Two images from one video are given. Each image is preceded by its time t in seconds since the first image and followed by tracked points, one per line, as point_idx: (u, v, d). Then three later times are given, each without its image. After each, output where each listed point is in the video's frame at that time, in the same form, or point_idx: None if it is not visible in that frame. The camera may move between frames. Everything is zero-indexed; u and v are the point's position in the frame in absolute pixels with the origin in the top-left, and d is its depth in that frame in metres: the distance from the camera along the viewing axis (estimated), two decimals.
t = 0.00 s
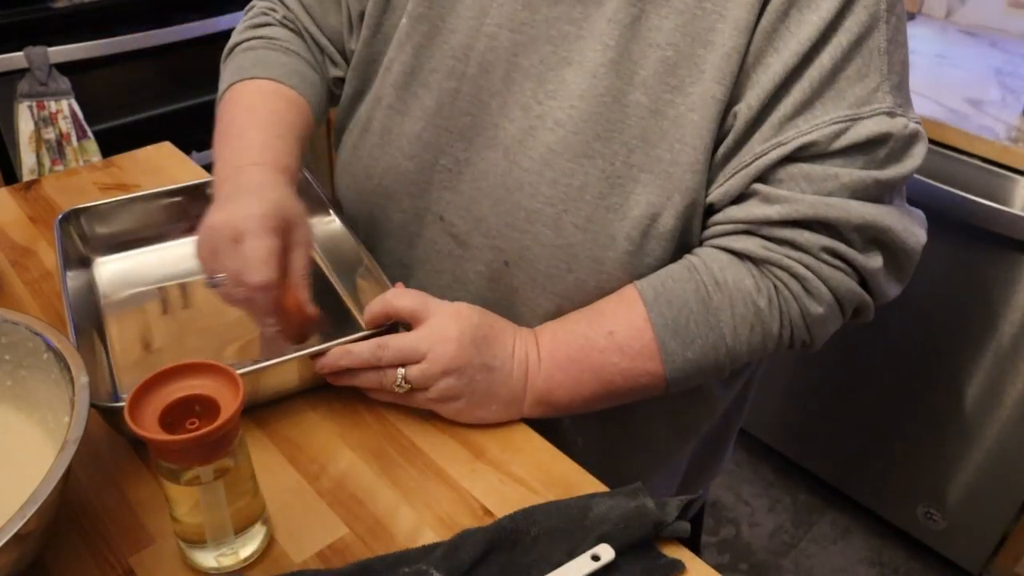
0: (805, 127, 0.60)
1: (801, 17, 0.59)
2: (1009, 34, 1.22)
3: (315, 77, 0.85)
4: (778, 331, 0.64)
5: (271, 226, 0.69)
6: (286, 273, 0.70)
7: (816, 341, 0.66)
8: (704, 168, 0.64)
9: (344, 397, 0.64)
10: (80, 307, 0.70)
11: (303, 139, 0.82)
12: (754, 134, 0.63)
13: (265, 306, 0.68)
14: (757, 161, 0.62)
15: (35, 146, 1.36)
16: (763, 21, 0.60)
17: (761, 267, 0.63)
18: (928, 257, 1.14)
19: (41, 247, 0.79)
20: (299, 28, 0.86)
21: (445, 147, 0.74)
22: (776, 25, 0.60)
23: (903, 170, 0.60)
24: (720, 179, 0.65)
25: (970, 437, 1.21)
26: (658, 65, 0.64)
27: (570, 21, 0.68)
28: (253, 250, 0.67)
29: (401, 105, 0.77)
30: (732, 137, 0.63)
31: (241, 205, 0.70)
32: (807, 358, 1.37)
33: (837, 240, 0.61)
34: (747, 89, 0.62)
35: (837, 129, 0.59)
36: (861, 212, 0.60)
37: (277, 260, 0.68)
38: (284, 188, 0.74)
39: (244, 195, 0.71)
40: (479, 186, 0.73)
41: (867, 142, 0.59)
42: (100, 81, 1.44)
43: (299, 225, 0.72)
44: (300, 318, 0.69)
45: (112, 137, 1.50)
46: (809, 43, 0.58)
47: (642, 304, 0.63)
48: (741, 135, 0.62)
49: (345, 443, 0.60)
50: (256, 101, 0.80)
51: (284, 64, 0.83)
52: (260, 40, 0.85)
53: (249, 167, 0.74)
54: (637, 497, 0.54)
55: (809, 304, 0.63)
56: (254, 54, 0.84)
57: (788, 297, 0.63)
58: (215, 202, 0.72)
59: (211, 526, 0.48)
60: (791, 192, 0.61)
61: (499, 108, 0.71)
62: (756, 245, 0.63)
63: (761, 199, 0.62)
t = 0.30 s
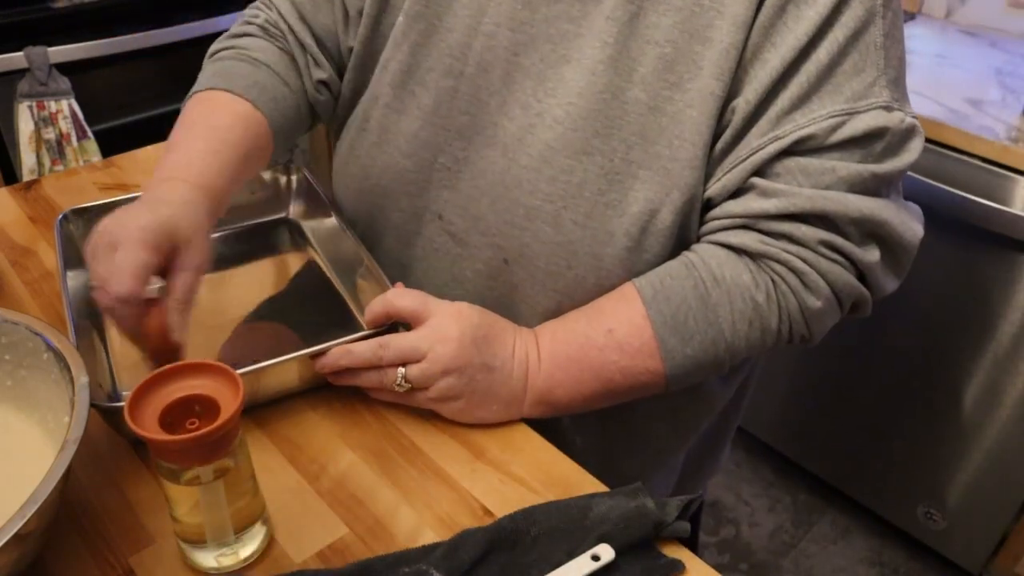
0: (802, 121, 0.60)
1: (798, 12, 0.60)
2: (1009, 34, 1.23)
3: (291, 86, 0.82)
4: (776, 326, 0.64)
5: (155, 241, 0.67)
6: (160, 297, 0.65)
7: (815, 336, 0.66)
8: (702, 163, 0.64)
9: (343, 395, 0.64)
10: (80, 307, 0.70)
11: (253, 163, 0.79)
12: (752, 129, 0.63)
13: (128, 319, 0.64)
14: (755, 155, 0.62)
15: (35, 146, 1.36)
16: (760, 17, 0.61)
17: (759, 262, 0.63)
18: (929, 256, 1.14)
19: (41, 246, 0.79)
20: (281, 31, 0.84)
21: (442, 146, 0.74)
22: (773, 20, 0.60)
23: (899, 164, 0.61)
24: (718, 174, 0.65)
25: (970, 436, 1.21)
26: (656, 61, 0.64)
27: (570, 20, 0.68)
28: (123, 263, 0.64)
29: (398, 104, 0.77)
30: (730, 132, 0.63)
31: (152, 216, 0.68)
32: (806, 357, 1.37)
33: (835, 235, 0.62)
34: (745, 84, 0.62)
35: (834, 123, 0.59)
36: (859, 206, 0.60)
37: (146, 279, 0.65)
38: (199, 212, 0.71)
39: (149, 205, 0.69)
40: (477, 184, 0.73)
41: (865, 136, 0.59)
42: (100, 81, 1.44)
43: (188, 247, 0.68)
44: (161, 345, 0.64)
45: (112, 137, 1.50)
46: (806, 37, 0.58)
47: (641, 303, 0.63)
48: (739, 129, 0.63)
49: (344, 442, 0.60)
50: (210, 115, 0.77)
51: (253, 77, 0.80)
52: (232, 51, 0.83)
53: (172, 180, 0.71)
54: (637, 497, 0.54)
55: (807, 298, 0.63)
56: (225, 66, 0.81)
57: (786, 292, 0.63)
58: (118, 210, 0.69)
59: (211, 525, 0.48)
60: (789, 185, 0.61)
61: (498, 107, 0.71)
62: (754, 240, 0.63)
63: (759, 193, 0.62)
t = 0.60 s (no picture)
0: (800, 120, 0.60)
1: (795, 11, 0.60)
2: (1009, 35, 1.24)
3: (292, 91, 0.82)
4: (776, 324, 0.64)
5: (139, 245, 0.66)
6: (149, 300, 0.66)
7: (814, 334, 0.66)
8: (700, 162, 0.64)
9: (342, 395, 0.64)
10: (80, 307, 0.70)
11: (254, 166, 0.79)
12: (750, 127, 0.63)
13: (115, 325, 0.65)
14: (752, 153, 0.62)
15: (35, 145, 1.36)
16: (757, 16, 0.61)
17: (758, 260, 0.63)
18: (929, 256, 1.14)
19: (41, 246, 0.79)
20: (279, 36, 0.84)
21: (441, 146, 0.74)
22: (770, 19, 0.60)
23: (896, 162, 0.61)
24: (716, 172, 0.65)
25: (970, 436, 1.21)
26: (654, 60, 0.64)
27: (569, 20, 0.68)
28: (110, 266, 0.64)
29: (396, 103, 0.76)
30: (728, 130, 0.63)
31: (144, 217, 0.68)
32: (806, 357, 1.37)
33: (833, 232, 0.62)
34: (743, 82, 0.62)
35: (831, 121, 0.59)
36: (857, 204, 0.60)
37: (132, 280, 0.65)
38: (194, 215, 0.71)
39: (143, 208, 0.69)
40: (475, 183, 0.73)
41: (862, 134, 0.59)
42: (99, 81, 1.44)
43: (179, 251, 0.68)
44: (142, 347, 0.64)
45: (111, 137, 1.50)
46: (803, 36, 0.58)
47: (640, 303, 0.63)
48: (737, 127, 0.63)
49: (343, 441, 0.60)
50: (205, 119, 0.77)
51: (253, 82, 0.80)
52: (231, 55, 0.82)
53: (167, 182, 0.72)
54: (637, 498, 0.54)
55: (806, 296, 0.63)
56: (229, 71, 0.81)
57: (784, 290, 0.63)
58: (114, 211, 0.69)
59: (211, 524, 0.48)
60: (786, 183, 0.61)
61: (496, 107, 0.71)
62: (752, 238, 0.63)
63: (756, 190, 0.62)
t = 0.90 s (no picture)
0: (800, 121, 0.60)
1: (795, 13, 0.60)
2: (1009, 36, 1.24)
3: (308, 86, 0.85)
4: (776, 324, 0.64)
5: (219, 233, 0.66)
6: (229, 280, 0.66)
7: (814, 334, 0.66)
8: (701, 163, 0.64)
9: (342, 395, 0.64)
10: (80, 307, 0.70)
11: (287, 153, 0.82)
12: (750, 128, 0.63)
13: (193, 313, 0.65)
14: (753, 154, 0.62)
15: (35, 145, 1.35)
16: (757, 18, 0.61)
17: (757, 260, 0.63)
18: (929, 256, 1.14)
19: (41, 247, 0.79)
20: (293, 32, 0.85)
21: (440, 146, 0.74)
22: (771, 21, 0.60)
23: (897, 163, 0.61)
24: (716, 173, 0.65)
25: (970, 436, 1.21)
26: (654, 62, 0.64)
27: (569, 21, 0.68)
28: (195, 253, 0.64)
29: (397, 103, 0.77)
30: (729, 132, 0.63)
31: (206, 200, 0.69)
32: (805, 357, 1.37)
33: (832, 233, 0.62)
34: (744, 84, 0.62)
35: (831, 122, 0.59)
36: (857, 205, 0.60)
37: (216, 267, 0.65)
38: (253, 198, 0.72)
39: (212, 194, 0.70)
40: (474, 184, 0.73)
41: (861, 135, 0.59)
42: (99, 81, 1.44)
43: (251, 234, 0.69)
44: (225, 331, 0.66)
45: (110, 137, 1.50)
46: (804, 38, 0.59)
47: (640, 303, 0.63)
48: (737, 129, 0.62)
49: (343, 442, 0.60)
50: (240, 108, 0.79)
51: (282, 73, 0.83)
52: (254, 44, 0.84)
53: (219, 168, 0.73)
54: (637, 497, 0.54)
55: (806, 296, 0.63)
56: (251, 60, 0.83)
57: (784, 290, 0.63)
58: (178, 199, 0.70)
59: (211, 524, 0.48)
60: (786, 184, 0.61)
61: (496, 107, 0.71)
62: (752, 238, 0.63)
63: (756, 191, 0.62)
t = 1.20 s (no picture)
0: (801, 122, 0.60)
1: (796, 14, 0.60)
2: (1009, 36, 1.24)
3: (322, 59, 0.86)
4: (775, 324, 0.64)
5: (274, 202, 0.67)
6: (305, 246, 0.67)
7: (813, 334, 0.66)
8: (701, 163, 0.64)
9: (342, 395, 0.64)
10: (80, 307, 0.70)
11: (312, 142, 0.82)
12: (751, 129, 0.63)
13: (279, 278, 0.66)
14: (754, 155, 0.62)
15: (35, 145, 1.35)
16: (759, 18, 0.61)
17: (757, 260, 0.63)
18: (929, 256, 1.14)
19: (41, 247, 0.79)
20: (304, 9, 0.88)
21: (440, 145, 0.74)
22: (772, 22, 0.60)
23: (896, 163, 0.61)
24: (717, 173, 0.65)
25: (969, 436, 1.21)
26: (655, 62, 0.64)
27: (569, 20, 0.68)
28: (279, 223, 0.65)
29: (397, 102, 0.76)
30: (730, 132, 0.63)
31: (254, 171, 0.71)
32: (805, 357, 1.37)
33: (832, 233, 0.62)
34: (745, 84, 0.62)
35: (832, 123, 0.59)
36: (857, 204, 0.60)
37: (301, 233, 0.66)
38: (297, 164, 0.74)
39: (258, 170, 0.71)
40: (474, 183, 0.73)
41: (862, 136, 0.59)
42: (99, 81, 1.44)
43: (317, 201, 0.70)
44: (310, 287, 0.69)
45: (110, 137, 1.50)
46: (804, 39, 0.59)
47: (640, 303, 0.63)
48: (738, 129, 0.62)
49: (343, 442, 0.60)
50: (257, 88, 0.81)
51: (298, 46, 0.85)
52: (270, 19, 0.86)
53: (256, 142, 0.75)
54: (637, 497, 0.54)
55: (806, 296, 0.63)
56: (268, 34, 0.85)
57: (784, 289, 0.63)
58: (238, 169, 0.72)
59: (211, 524, 0.48)
60: (786, 184, 0.61)
61: (496, 106, 0.71)
62: (752, 238, 0.63)
63: (757, 191, 0.62)
